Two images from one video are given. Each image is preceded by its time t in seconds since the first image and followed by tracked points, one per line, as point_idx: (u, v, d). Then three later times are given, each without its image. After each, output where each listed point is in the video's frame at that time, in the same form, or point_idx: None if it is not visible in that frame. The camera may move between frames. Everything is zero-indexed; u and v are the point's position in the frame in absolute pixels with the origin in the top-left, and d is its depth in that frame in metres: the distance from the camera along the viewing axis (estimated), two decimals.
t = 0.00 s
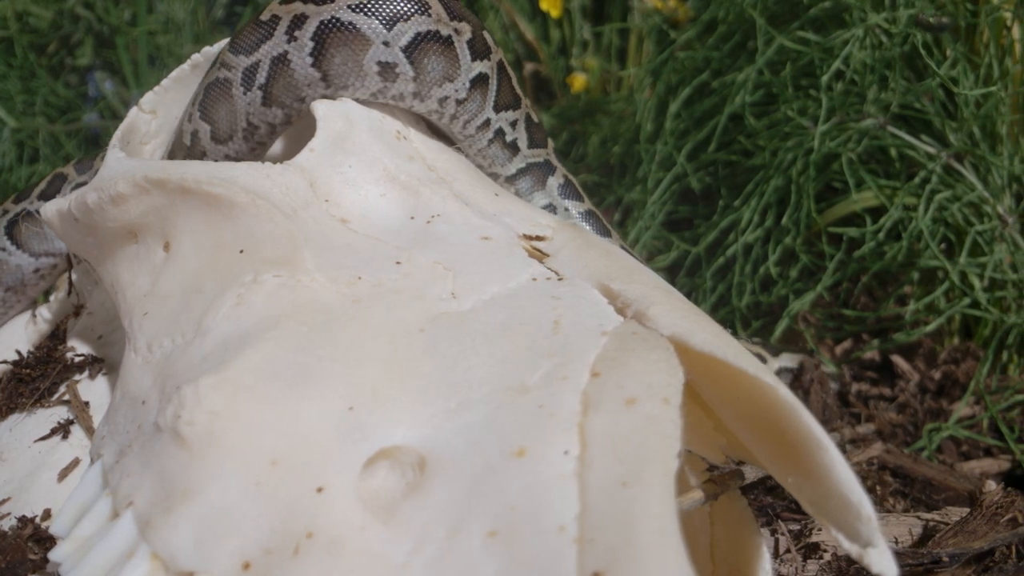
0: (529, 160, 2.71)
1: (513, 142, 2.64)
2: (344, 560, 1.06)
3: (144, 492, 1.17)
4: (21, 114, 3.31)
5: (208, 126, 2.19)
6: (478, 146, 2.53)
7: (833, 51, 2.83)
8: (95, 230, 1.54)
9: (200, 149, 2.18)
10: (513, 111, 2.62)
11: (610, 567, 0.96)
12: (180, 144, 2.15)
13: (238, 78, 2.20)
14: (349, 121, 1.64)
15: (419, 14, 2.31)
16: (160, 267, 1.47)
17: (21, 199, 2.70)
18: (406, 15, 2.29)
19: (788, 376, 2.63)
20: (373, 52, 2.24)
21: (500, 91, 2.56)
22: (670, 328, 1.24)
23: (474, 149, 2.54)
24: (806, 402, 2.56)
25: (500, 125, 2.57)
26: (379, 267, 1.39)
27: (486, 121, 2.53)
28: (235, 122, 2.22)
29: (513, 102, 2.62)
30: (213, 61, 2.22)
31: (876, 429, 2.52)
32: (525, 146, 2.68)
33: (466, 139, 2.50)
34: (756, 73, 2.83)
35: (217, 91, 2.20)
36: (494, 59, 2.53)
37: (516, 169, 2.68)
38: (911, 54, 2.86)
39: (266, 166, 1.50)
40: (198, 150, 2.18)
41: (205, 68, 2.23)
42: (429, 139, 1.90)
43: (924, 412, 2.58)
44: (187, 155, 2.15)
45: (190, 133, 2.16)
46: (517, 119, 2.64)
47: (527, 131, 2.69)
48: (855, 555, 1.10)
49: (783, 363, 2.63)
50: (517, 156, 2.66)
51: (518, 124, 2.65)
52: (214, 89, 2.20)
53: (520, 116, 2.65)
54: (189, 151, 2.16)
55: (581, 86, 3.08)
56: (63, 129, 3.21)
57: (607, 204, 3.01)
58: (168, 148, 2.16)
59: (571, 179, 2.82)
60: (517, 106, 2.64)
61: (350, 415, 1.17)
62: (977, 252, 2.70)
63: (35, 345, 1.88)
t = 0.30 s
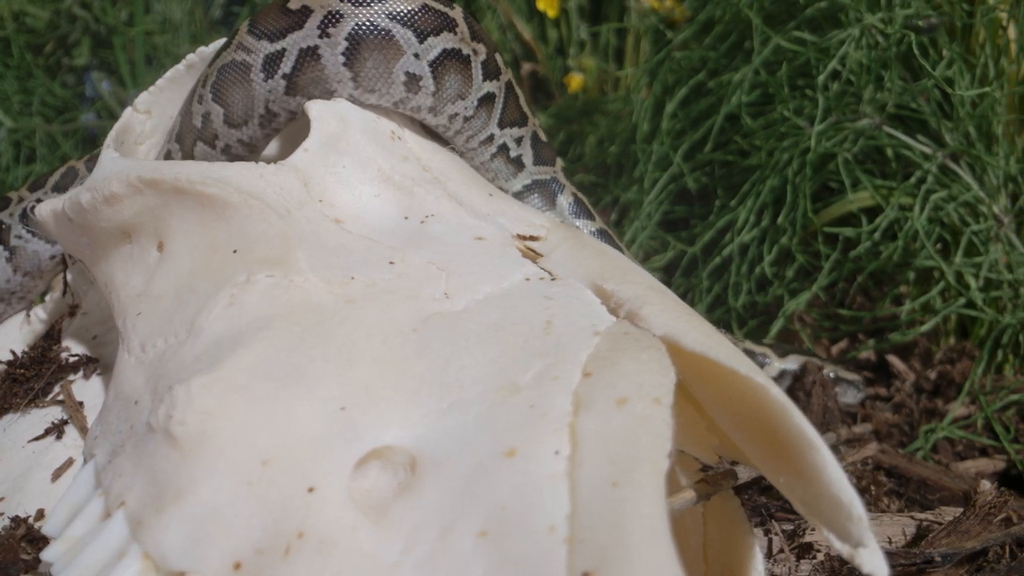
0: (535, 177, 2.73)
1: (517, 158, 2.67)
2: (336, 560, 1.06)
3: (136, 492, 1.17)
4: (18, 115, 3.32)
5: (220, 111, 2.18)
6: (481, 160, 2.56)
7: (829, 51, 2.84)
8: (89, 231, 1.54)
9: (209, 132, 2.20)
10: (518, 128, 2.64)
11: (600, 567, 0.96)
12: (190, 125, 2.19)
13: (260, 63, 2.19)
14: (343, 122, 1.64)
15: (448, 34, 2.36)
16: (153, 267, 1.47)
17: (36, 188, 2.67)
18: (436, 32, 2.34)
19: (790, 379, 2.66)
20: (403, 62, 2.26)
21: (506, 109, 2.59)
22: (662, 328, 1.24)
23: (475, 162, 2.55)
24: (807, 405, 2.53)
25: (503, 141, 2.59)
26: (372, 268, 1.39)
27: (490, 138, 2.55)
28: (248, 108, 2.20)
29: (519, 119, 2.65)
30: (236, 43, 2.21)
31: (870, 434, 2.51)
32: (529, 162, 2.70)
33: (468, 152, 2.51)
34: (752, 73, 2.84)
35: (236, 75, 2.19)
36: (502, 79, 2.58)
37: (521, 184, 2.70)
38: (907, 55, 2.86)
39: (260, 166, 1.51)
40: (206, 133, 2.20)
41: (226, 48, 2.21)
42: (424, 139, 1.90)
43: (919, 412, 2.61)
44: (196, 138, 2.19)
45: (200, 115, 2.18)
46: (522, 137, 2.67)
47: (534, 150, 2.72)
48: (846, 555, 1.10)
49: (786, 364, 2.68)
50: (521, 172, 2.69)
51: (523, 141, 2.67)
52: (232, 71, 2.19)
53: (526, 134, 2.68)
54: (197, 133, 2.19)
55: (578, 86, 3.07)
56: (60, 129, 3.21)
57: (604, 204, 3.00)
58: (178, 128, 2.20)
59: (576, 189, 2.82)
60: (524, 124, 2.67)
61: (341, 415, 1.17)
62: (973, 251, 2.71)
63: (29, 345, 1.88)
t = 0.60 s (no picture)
0: (543, 195, 2.80)
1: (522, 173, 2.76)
2: (327, 560, 1.06)
3: (128, 492, 1.17)
4: (17, 115, 3.32)
5: (237, 93, 2.23)
6: (482, 171, 2.67)
7: (825, 51, 2.83)
8: (83, 231, 1.54)
9: (221, 112, 2.23)
10: (524, 144, 2.74)
11: (590, 567, 0.96)
12: (202, 102, 2.22)
13: (284, 49, 2.23)
14: (338, 122, 1.64)
15: (467, 49, 2.46)
16: (148, 267, 1.47)
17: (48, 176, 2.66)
18: (458, 46, 2.45)
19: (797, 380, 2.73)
20: (425, 71, 2.36)
21: (513, 125, 2.69)
22: (655, 328, 1.25)
23: (479, 173, 2.66)
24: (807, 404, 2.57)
25: (506, 155, 2.70)
26: (366, 268, 1.39)
27: (493, 151, 2.66)
28: (265, 92, 2.25)
29: (526, 136, 2.75)
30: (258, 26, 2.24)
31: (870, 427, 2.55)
32: (536, 179, 2.78)
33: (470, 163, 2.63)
34: (749, 73, 2.84)
35: (257, 58, 2.22)
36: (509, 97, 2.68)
37: (529, 201, 2.77)
38: (904, 55, 2.86)
39: (255, 166, 1.51)
40: (218, 113, 2.23)
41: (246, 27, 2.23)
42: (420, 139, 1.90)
43: (915, 411, 2.63)
44: (206, 116, 2.23)
45: (213, 94, 2.22)
46: (529, 153, 2.76)
47: (543, 167, 2.80)
48: (838, 555, 1.08)
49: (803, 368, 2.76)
50: (528, 188, 2.76)
51: (529, 157, 2.76)
52: (254, 54, 2.22)
53: (534, 150, 2.77)
54: (208, 111, 2.23)
55: (575, 85, 3.06)
56: (58, 129, 3.21)
57: (601, 204, 3.01)
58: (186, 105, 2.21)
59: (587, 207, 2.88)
60: (531, 141, 2.76)
61: (334, 415, 1.17)
62: (969, 251, 2.71)
63: (25, 345, 1.88)
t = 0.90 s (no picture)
0: (558, 218, 2.75)
1: (534, 193, 2.74)
2: (318, 560, 1.06)
3: (121, 493, 1.17)
4: (14, 115, 3.32)
5: (258, 81, 2.27)
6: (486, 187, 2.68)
7: (822, 51, 2.83)
8: (78, 231, 1.54)
9: (238, 97, 2.27)
10: (534, 163, 2.74)
11: (581, 567, 0.97)
12: (218, 83, 2.25)
13: (317, 45, 2.29)
14: (332, 122, 1.64)
15: (482, 69, 2.55)
16: (142, 267, 1.47)
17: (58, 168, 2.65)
18: (474, 65, 2.53)
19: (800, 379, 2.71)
20: (445, 86, 2.44)
21: (520, 143, 2.71)
22: (648, 328, 1.25)
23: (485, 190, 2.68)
24: (804, 405, 2.54)
25: (512, 173, 2.71)
26: (359, 268, 1.39)
27: (498, 167, 2.69)
28: (288, 83, 2.30)
29: (537, 155, 2.75)
30: (291, 18, 2.29)
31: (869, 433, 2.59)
32: (550, 200, 2.75)
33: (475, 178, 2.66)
34: (745, 72, 2.83)
35: (286, 49, 2.27)
36: (517, 117, 2.70)
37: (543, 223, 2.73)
38: (900, 55, 2.87)
39: (249, 166, 1.51)
40: (234, 97, 2.26)
41: (277, 18, 2.28)
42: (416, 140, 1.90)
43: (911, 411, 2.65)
44: (222, 99, 2.26)
45: (231, 77, 2.25)
46: (539, 172, 2.75)
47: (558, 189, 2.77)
48: (829, 555, 1.09)
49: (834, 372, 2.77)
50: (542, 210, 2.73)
51: (540, 176, 2.75)
52: (283, 46, 2.27)
53: (546, 171, 2.76)
54: (224, 94, 2.26)
55: (572, 87, 3.03)
56: (55, 129, 3.20)
57: (598, 204, 2.98)
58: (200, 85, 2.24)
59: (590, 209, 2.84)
60: (542, 161, 2.75)
61: (326, 415, 1.17)
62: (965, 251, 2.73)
63: (20, 346, 1.88)
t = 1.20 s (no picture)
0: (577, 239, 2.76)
1: (547, 212, 2.78)
2: (312, 560, 1.06)
3: (114, 493, 1.17)
4: (11, 115, 3.32)
5: (281, 72, 2.25)
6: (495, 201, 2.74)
7: (819, 51, 2.83)
8: (73, 231, 1.54)
9: (259, 86, 2.25)
10: (546, 182, 2.80)
11: (575, 567, 0.97)
12: (238, 68, 2.23)
13: (351, 46, 2.28)
14: (328, 122, 1.64)
15: (492, 86, 2.60)
16: (137, 267, 1.47)
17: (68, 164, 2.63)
18: (486, 82, 2.58)
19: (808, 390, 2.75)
20: (457, 101, 2.49)
21: (529, 160, 2.78)
22: (643, 328, 1.25)
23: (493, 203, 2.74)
24: (803, 405, 2.58)
25: (522, 189, 2.77)
26: (355, 268, 1.40)
27: (507, 182, 2.75)
28: (316, 79, 2.28)
29: (548, 173, 2.81)
30: (326, 13, 2.28)
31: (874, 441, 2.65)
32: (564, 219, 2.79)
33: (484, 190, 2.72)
34: (743, 73, 2.83)
35: (316, 43, 2.25)
36: (527, 136, 2.77)
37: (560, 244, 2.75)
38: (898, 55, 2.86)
39: (244, 166, 1.51)
40: (255, 85, 2.24)
41: (311, 12, 2.27)
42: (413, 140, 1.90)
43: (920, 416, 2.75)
44: (240, 84, 2.23)
45: (255, 64, 2.23)
46: (550, 190, 2.80)
47: (572, 209, 2.81)
48: (823, 555, 1.10)
49: (860, 387, 2.79)
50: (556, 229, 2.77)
51: (552, 195, 2.80)
52: (313, 40, 2.25)
53: (558, 189, 2.81)
54: (244, 79, 2.24)
55: (570, 87, 3.04)
56: (52, 129, 3.20)
57: (596, 204, 2.97)
58: (216, 68, 2.23)
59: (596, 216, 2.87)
60: (553, 179, 2.81)
61: (320, 415, 1.17)
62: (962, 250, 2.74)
63: (16, 346, 1.89)
